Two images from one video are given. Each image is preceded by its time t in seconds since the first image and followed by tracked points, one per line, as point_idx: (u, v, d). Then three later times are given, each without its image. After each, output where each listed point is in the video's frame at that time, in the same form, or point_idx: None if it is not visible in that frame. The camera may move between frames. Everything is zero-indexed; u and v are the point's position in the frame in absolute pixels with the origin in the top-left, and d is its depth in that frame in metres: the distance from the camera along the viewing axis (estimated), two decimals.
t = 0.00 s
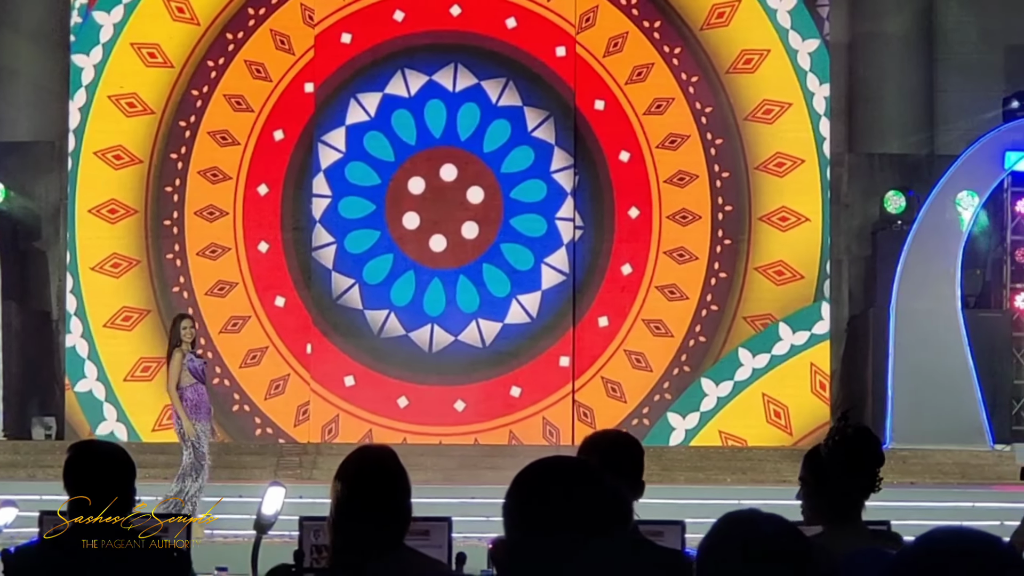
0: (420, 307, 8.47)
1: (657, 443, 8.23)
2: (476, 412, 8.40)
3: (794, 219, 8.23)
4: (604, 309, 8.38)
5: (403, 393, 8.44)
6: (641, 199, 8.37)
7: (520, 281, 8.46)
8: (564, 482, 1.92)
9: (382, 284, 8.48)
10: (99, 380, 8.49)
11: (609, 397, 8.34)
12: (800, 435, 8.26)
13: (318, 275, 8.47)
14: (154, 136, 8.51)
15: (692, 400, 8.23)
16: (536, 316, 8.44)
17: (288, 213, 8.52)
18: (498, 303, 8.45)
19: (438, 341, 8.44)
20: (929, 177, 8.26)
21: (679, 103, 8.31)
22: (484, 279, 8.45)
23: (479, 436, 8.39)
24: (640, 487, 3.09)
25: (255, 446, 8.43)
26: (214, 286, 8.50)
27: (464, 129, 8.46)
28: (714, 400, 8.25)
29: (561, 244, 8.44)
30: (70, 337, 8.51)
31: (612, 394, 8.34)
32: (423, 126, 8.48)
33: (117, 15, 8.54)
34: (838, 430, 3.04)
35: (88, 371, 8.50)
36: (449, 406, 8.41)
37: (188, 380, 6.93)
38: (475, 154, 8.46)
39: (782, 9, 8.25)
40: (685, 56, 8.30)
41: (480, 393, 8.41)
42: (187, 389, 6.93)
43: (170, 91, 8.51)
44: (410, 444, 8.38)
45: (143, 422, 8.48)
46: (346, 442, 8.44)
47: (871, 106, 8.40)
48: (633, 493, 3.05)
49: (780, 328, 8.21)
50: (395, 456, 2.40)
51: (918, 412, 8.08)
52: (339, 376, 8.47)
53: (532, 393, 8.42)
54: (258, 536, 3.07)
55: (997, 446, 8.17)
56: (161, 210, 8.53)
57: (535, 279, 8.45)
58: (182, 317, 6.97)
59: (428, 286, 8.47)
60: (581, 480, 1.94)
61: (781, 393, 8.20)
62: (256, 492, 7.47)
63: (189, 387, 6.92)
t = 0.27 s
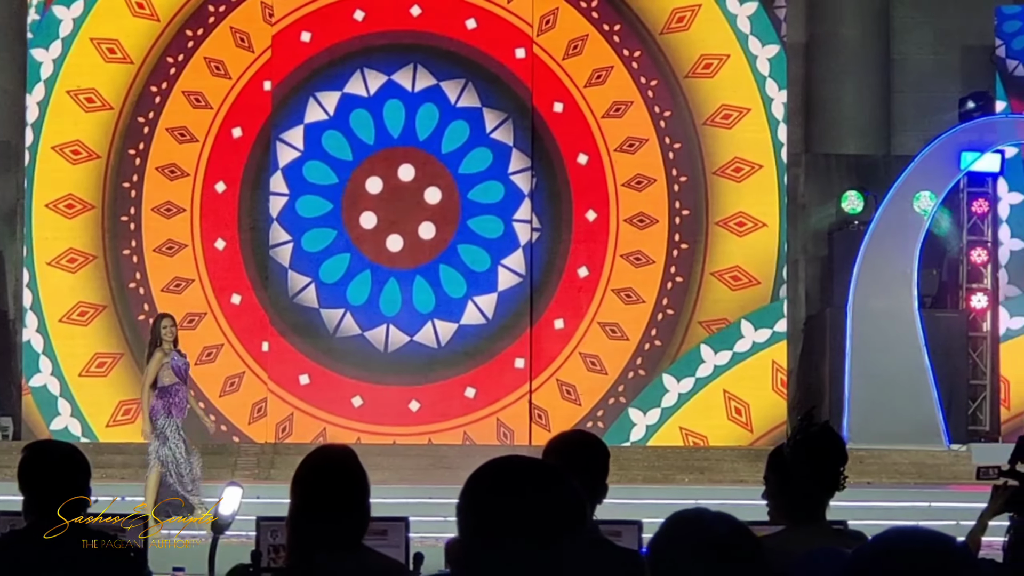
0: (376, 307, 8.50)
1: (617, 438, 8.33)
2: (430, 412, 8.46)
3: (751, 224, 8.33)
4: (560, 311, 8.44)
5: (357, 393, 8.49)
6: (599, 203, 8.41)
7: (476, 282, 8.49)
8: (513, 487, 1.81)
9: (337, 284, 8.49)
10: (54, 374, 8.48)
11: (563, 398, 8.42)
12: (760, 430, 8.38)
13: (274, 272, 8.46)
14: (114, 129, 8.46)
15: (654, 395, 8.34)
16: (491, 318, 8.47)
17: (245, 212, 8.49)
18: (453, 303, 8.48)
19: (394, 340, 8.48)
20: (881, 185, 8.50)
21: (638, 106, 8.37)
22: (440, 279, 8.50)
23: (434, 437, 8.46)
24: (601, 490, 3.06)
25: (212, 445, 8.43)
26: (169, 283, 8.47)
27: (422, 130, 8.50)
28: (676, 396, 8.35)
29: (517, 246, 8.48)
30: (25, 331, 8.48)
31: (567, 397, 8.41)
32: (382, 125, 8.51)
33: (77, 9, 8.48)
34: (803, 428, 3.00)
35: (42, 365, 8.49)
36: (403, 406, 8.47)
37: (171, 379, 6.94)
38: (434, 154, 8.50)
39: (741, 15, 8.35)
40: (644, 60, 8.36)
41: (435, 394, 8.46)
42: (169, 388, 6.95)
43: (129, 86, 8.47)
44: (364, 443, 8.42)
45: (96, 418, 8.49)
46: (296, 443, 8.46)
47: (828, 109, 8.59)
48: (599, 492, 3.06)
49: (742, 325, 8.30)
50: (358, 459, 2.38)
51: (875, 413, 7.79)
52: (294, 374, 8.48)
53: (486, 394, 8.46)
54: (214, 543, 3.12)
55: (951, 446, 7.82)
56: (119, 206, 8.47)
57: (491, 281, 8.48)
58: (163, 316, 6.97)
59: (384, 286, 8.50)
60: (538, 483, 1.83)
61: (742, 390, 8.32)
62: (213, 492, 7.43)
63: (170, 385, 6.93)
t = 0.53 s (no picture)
0: (348, 306, 8.49)
1: (592, 433, 8.30)
2: (400, 413, 8.44)
3: (724, 228, 8.36)
4: (532, 313, 8.47)
5: (328, 392, 8.45)
6: (572, 204, 8.44)
7: (447, 282, 8.55)
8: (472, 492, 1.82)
9: (309, 283, 8.48)
10: (25, 370, 8.41)
11: (535, 401, 8.40)
12: (737, 428, 8.31)
13: (246, 270, 8.45)
14: (87, 126, 8.49)
15: (630, 392, 8.33)
16: (464, 318, 8.52)
17: (218, 212, 8.51)
18: (425, 304, 8.52)
19: (365, 340, 8.48)
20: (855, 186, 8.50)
21: (612, 109, 8.41)
22: (412, 279, 8.53)
23: (403, 437, 8.45)
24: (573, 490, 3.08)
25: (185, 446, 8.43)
26: (141, 279, 8.47)
27: (396, 130, 8.54)
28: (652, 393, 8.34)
29: (489, 248, 8.54)
30: None
31: (538, 400, 8.40)
32: (355, 125, 8.55)
33: (51, 5, 8.47)
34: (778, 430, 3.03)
35: (13, 361, 8.42)
36: (374, 406, 8.45)
37: (174, 381, 7.14)
38: (407, 154, 8.54)
39: (717, 19, 8.36)
40: (619, 63, 8.40)
41: (406, 395, 8.45)
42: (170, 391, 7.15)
43: (103, 82, 8.51)
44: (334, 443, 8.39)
45: (68, 413, 8.43)
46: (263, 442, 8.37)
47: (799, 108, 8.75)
48: (569, 492, 3.09)
49: (719, 323, 8.31)
50: (333, 460, 2.42)
51: (848, 412, 7.85)
52: (265, 372, 8.44)
53: (457, 395, 8.46)
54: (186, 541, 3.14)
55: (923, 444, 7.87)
56: (92, 202, 8.48)
57: (462, 282, 8.55)
58: (163, 321, 7.26)
59: (356, 286, 8.50)
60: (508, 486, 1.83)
61: (718, 388, 8.28)
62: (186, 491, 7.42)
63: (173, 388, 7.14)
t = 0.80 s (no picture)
0: (314, 305, 8.58)
1: (564, 429, 8.45)
2: (365, 413, 8.57)
3: (691, 234, 8.47)
4: (499, 315, 8.57)
5: (293, 391, 8.57)
6: (540, 208, 8.55)
7: (415, 283, 8.63)
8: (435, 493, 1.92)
9: (276, 281, 8.58)
10: None
11: (501, 404, 8.54)
12: (708, 424, 8.53)
13: (215, 270, 8.56)
14: (56, 122, 8.55)
15: (602, 388, 8.44)
16: (430, 319, 8.62)
17: (187, 213, 8.60)
18: (391, 304, 8.61)
19: (331, 340, 8.56)
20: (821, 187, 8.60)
21: (582, 113, 8.51)
22: (378, 280, 8.60)
23: (369, 437, 8.57)
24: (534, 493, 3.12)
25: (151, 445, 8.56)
26: (107, 275, 8.56)
27: (365, 130, 8.62)
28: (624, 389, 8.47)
29: (456, 250, 8.63)
30: None
31: (504, 401, 8.53)
32: (325, 124, 8.62)
33: None
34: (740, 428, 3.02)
35: None
36: (339, 406, 8.56)
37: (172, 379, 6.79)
38: (376, 154, 8.63)
39: (688, 24, 8.45)
40: (589, 67, 8.49)
41: (371, 395, 8.56)
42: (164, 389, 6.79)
43: (73, 77, 8.57)
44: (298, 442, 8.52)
45: (32, 408, 8.57)
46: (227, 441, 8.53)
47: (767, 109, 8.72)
48: (538, 490, 3.13)
49: (693, 319, 8.43)
50: (301, 456, 2.48)
51: (814, 414, 8.07)
52: (231, 371, 8.57)
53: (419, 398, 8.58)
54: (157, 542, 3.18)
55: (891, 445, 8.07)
56: (60, 197, 8.57)
57: (430, 282, 8.63)
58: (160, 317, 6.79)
59: (322, 287, 8.58)
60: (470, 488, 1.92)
61: (691, 384, 8.46)
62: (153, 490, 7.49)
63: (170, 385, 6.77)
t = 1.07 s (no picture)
0: (274, 305, 8.61)
1: (528, 426, 8.47)
2: (324, 413, 8.58)
3: (653, 239, 8.51)
4: (459, 317, 8.57)
5: (253, 390, 8.58)
6: (502, 210, 8.55)
7: (375, 283, 8.65)
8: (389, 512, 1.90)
9: (237, 281, 8.61)
10: None
11: (460, 406, 8.55)
12: (674, 422, 8.57)
13: (176, 270, 8.55)
14: (19, 118, 8.52)
15: (569, 383, 8.47)
16: (390, 321, 8.64)
17: (149, 214, 8.57)
18: (352, 305, 8.63)
19: (291, 340, 8.59)
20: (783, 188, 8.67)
21: (545, 116, 8.51)
22: (340, 282, 8.63)
23: (327, 437, 8.58)
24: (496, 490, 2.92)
25: (115, 447, 8.43)
26: (69, 272, 8.54)
27: (328, 130, 8.63)
28: (590, 385, 8.49)
29: (418, 251, 8.64)
30: None
31: (464, 404, 8.55)
32: (288, 123, 8.63)
33: None
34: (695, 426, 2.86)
35: None
36: (299, 406, 8.57)
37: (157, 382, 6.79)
38: (338, 155, 8.63)
39: (653, 30, 8.52)
40: (553, 70, 8.50)
41: (331, 395, 8.59)
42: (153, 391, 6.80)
43: (37, 73, 8.54)
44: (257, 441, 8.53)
45: None
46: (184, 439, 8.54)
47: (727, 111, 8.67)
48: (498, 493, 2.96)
49: (661, 316, 8.46)
50: (263, 456, 2.44)
51: (774, 413, 8.11)
52: (191, 369, 8.57)
53: (377, 400, 8.60)
54: (117, 543, 3.16)
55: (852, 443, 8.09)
56: (22, 193, 8.52)
57: (392, 283, 8.65)
58: (149, 319, 6.79)
59: (283, 286, 8.62)
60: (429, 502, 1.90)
61: (657, 381, 8.49)
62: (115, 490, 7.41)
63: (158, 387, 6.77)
